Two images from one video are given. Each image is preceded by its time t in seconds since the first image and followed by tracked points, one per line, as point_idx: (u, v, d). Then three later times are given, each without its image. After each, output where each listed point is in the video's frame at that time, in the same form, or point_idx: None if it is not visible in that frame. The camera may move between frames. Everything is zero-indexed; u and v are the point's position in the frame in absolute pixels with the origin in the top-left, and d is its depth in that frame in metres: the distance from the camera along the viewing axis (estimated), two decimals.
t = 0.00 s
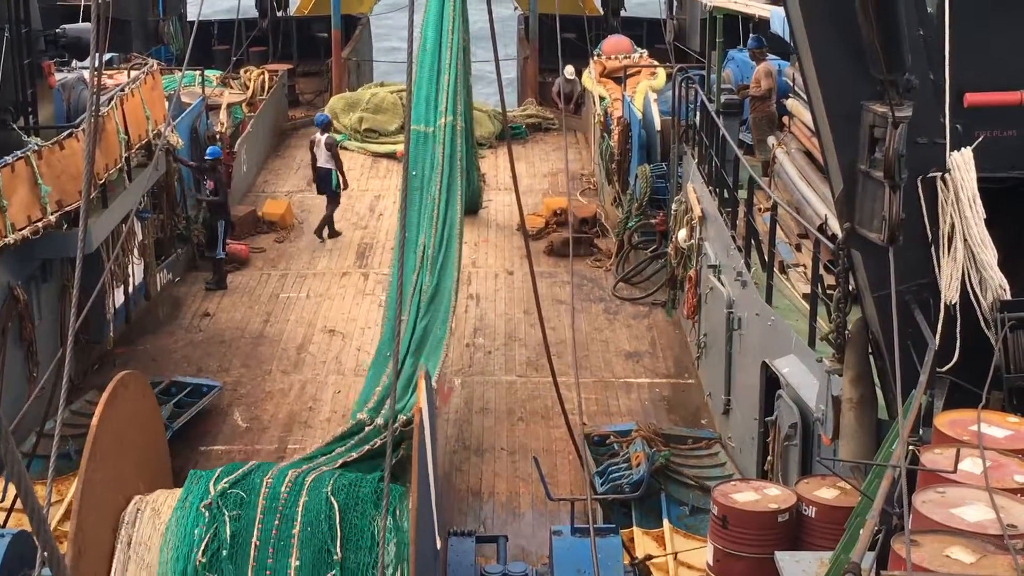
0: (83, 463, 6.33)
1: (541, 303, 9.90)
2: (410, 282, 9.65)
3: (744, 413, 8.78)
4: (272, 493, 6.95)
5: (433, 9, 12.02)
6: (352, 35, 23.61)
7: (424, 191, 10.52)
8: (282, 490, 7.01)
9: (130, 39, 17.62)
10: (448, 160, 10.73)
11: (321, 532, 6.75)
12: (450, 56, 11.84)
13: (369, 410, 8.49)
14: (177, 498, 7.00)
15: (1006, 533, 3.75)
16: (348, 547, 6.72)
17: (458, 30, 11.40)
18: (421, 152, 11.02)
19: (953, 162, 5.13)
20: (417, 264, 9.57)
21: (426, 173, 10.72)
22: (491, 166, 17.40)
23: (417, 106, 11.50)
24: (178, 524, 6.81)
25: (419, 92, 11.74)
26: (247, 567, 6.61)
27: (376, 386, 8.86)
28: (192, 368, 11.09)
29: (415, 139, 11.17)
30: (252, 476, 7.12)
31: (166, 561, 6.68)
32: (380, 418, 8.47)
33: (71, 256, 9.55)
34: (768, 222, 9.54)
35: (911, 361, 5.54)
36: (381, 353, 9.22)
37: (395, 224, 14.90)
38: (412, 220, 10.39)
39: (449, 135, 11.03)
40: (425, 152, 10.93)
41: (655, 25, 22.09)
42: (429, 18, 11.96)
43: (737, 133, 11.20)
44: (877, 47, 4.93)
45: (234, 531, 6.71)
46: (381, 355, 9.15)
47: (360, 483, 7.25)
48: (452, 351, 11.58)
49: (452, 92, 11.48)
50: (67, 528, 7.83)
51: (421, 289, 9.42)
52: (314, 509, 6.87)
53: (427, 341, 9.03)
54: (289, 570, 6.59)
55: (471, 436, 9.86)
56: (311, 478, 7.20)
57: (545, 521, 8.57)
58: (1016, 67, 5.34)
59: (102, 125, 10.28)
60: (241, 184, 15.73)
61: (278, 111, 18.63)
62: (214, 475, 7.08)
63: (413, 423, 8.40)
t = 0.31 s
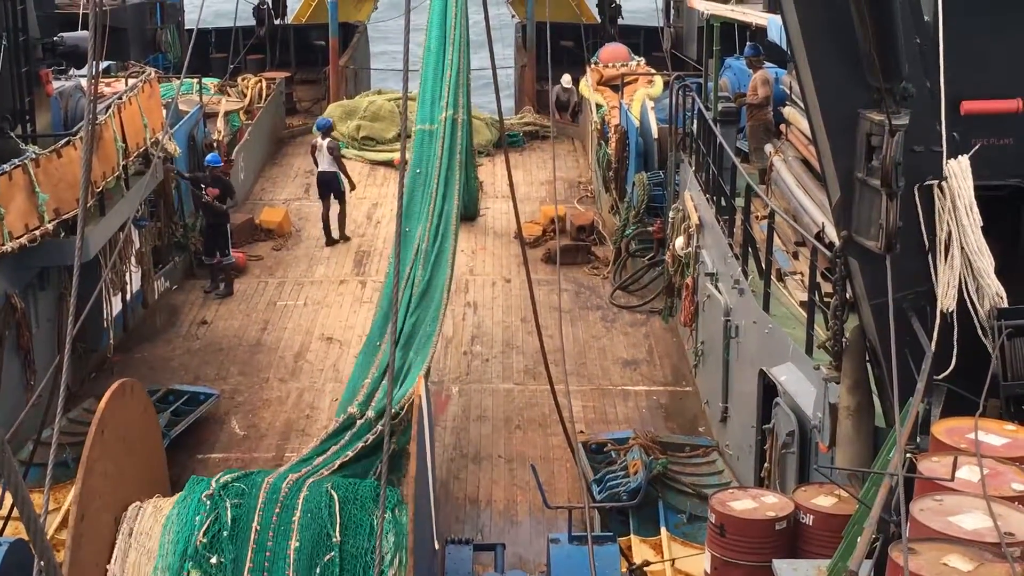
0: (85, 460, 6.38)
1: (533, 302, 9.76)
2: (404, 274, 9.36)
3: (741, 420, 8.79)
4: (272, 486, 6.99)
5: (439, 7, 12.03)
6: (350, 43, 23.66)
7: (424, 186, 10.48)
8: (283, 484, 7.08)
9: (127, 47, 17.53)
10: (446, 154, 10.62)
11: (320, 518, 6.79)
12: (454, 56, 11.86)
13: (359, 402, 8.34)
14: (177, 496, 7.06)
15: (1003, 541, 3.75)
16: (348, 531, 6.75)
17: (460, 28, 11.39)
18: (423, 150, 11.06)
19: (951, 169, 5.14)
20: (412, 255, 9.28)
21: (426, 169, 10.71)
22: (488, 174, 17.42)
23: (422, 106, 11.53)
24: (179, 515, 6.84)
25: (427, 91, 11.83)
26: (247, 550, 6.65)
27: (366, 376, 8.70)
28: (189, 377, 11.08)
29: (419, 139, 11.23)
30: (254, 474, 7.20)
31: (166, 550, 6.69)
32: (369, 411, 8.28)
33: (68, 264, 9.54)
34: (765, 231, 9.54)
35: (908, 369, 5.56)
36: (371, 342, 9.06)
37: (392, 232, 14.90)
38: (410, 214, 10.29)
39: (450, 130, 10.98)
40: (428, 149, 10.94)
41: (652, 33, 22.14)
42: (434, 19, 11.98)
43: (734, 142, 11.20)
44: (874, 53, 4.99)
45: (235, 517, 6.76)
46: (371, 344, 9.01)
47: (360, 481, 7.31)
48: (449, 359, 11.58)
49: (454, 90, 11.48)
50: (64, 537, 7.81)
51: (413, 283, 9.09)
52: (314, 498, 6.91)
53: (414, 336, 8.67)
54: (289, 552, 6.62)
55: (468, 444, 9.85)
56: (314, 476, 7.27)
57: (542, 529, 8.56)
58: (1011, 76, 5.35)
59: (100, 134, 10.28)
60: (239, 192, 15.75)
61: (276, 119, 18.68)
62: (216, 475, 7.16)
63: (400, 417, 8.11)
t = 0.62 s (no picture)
0: (92, 436, 6.54)
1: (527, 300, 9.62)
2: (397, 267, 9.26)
3: (737, 427, 8.80)
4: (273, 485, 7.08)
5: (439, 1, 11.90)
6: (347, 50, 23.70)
7: (420, 180, 10.36)
8: (283, 484, 7.17)
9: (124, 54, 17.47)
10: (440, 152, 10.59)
11: (320, 507, 6.87)
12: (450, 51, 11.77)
13: (351, 405, 8.22)
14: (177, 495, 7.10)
15: (999, 549, 3.75)
16: (346, 519, 6.82)
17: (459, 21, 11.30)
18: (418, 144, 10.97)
19: (947, 177, 5.19)
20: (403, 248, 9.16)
21: (422, 163, 10.60)
22: (485, 181, 17.44)
23: (421, 102, 11.44)
24: (179, 509, 6.87)
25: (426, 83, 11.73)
26: (247, 534, 6.67)
27: (359, 371, 8.54)
28: (186, 384, 11.07)
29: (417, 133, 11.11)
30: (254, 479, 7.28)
31: (166, 535, 6.70)
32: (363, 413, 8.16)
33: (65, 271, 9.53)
34: (762, 238, 9.53)
35: (904, 377, 5.55)
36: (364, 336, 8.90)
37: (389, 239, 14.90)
38: (405, 207, 10.14)
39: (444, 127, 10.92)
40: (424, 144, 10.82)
41: (649, 41, 22.21)
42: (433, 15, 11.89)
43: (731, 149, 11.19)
44: (870, 62, 4.99)
45: (235, 506, 6.81)
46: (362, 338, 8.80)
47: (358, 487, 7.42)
48: (446, 366, 11.58)
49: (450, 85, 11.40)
50: (60, 545, 7.79)
51: (405, 277, 9.06)
52: (314, 493, 7.02)
53: (407, 331, 8.75)
54: (288, 536, 6.66)
55: (464, 451, 9.84)
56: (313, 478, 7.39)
57: (539, 536, 8.56)
58: (1007, 85, 5.39)
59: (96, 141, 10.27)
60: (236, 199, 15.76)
61: (273, 126, 18.68)
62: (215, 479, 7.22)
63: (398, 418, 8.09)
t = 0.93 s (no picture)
0: (91, 436, 6.58)
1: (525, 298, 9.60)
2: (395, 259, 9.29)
3: (734, 433, 8.82)
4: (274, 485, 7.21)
5: None
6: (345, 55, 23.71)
7: (417, 172, 10.37)
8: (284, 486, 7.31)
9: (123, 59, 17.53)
10: (438, 145, 10.58)
11: (320, 497, 6.99)
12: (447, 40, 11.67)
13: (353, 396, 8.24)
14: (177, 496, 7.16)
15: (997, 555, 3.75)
16: (346, 508, 6.92)
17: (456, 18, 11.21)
18: (413, 134, 10.98)
19: (945, 183, 5.19)
20: (402, 240, 9.18)
21: (419, 155, 10.62)
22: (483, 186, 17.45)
23: (416, 91, 11.41)
24: (181, 500, 7.00)
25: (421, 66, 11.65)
26: (248, 517, 6.77)
27: (361, 363, 8.57)
28: (183, 388, 11.06)
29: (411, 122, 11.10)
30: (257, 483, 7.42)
31: (167, 519, 6.81)
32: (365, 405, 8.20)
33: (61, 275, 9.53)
34: (759, 244, 9.58)
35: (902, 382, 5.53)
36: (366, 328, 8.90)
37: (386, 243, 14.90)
38: (402, 197, 10.14)
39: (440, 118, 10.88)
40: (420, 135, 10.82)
41: (647, 46, 22.24)
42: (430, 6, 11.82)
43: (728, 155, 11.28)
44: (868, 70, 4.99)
45: (238, 494, 6.95)
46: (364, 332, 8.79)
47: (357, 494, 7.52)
48: (443, 371, 11.57)
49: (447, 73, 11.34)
50: (57, 549, 7.78)
51: (404, 269, 9.06)
52: (313, 489, 7.16)
53: (407, 324, 8.71)
54: (288, 518, 6.75)
55: (462, 457, 9.83)
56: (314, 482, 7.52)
57: (536, 541, 8.55)
58: (1005, 91, 5.39)
59: (93, 145, 10.23)
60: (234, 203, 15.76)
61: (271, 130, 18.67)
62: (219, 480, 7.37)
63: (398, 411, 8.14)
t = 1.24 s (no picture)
0: (91, 435, 6.60)
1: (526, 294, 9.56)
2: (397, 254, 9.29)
3: (733, 435, 8.82)
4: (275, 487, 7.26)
5: None
6: (344, 57, 23.72)
7: (416, 166, 10.35)
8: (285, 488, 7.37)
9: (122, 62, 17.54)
10: (437, 139, 10.55)
11: (321, 491, 7.05)
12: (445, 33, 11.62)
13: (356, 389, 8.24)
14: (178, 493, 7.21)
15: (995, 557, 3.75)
16: (346, 501, 6.98)
17: (455, 14, 11.16)
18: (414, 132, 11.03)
19: (943, 185, 5.19)
20: (404, 233, 9.18)
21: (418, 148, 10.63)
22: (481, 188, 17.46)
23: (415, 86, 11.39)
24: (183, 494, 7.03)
25: (418, 66, 11.69)
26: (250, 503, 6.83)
27: (365, 358, 8.57)
28: (182, 390, 11.06)
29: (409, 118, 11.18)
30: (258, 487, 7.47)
31: (171, 505, 6.84)
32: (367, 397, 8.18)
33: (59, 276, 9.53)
34: (758, 246, 9.59)
35: (900, 384, 5.53)
36: (368, 323, 8.88)
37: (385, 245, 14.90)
38: (401, 192, 10.13)
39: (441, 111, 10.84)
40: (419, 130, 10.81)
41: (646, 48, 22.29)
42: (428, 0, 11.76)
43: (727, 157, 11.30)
44: (867, 73, 4.98)
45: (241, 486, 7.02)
46: (367, 327, 8.77)
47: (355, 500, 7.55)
48: (442, 373, 11.57)
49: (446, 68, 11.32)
50: (56, 551, 7.77)
51: (406, 262, 9.05)
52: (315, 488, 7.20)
53: (411, 316, 8.68)
54: (290, 505, 6.80)
55: (461, 459, 9.83)
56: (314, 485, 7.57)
57: (535, 543, 8.55)
58: (1004, 93, 5.40)
59: (92, 147, 10.25)
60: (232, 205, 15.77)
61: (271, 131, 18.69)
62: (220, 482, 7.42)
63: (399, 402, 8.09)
